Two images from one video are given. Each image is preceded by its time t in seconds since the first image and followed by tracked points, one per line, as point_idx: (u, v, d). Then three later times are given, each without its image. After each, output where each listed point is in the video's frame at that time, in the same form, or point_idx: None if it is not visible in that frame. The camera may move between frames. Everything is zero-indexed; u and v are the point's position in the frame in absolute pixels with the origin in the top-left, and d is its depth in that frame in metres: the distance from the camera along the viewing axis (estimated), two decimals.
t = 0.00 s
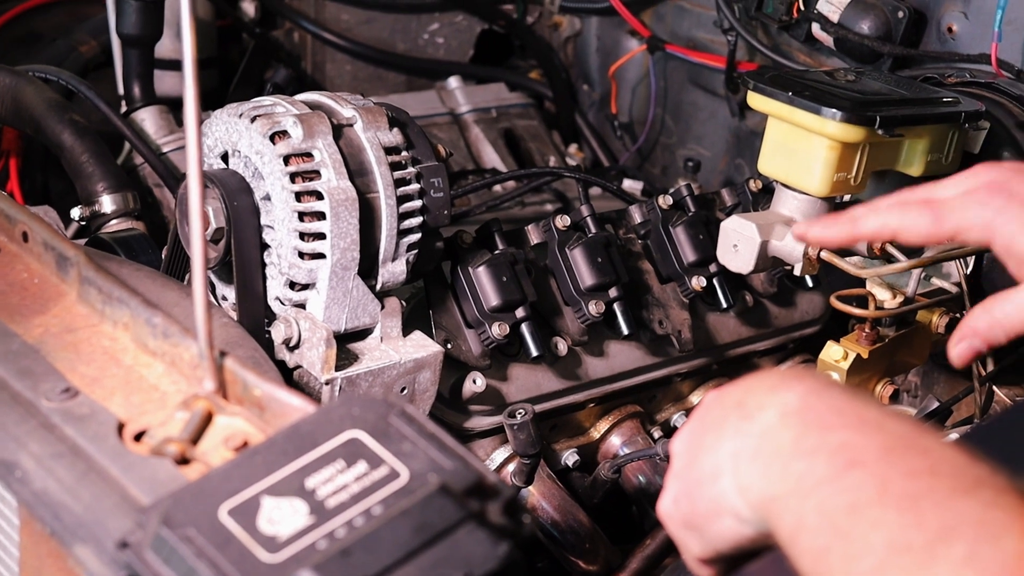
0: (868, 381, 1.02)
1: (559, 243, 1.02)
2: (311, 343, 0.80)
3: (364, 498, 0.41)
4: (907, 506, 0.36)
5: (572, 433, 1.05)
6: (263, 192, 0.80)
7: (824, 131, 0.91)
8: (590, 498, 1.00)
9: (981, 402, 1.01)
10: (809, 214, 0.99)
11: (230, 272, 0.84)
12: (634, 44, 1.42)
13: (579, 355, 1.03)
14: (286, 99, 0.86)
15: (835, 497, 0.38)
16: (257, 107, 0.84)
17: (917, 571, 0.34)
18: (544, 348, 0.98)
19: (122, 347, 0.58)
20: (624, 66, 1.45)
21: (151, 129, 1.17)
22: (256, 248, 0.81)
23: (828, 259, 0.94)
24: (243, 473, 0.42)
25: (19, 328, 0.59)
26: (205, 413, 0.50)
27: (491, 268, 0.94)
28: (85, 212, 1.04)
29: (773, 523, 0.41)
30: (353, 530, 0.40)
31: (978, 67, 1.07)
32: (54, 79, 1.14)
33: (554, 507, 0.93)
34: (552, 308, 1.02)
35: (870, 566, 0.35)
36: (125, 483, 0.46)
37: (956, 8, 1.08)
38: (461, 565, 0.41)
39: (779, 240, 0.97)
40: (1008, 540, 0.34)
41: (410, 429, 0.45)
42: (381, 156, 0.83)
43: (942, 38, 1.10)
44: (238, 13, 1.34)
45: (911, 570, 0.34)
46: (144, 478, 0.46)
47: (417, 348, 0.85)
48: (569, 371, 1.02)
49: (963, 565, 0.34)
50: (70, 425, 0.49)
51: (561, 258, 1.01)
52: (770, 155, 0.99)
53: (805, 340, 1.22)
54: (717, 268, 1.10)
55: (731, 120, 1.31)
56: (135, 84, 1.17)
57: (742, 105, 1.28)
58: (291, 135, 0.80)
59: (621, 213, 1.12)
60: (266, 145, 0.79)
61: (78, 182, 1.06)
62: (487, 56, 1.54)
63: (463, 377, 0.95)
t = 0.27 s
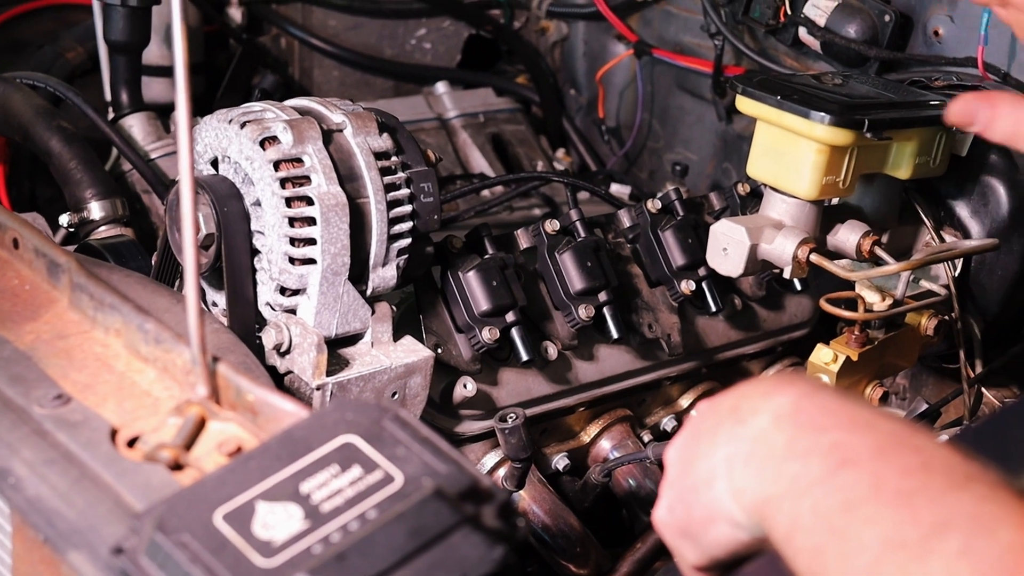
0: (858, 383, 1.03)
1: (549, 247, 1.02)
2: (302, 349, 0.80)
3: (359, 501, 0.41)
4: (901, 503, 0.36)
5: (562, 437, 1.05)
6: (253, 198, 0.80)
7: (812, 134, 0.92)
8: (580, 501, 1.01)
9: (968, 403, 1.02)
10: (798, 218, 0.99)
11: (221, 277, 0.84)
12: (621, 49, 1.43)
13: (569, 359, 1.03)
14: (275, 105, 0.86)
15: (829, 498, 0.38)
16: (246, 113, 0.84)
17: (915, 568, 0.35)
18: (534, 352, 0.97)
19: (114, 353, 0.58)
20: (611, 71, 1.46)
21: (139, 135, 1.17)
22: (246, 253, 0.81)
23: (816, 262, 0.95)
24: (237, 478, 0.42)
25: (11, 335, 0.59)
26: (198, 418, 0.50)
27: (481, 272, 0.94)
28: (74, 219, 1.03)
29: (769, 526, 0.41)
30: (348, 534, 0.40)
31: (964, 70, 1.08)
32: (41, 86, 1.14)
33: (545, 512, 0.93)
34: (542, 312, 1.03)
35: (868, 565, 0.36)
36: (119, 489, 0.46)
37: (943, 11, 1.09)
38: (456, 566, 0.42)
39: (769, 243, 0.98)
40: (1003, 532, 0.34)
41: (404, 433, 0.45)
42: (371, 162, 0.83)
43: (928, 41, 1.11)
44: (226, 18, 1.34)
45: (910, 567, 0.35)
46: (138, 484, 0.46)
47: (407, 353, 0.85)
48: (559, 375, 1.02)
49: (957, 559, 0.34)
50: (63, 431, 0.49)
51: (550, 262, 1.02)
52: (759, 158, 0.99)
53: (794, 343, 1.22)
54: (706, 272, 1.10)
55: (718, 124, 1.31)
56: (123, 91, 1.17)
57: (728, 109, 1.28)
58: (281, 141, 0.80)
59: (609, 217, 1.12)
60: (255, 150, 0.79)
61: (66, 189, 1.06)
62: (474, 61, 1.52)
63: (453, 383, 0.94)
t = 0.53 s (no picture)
0: (852, 385, 1.03)
1: (540, 251, 1.02)
2: (295, 354, 0.79)
3: (356, 506, 0.41)
4: (902, 510, 0.36)
5: (554, 441, 1.05)
6: (245, 203, 0.80)
7: (804, 137, 0.92)
8: (573, 504, 1.01)
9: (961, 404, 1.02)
10: (790, 220, 1.00)
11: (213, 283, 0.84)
12: (610, 53, 1.43)
13: (561, 363, 1.04)
14: (266, 110, 0.86)
15: (830, 502, 0.38)
16: (238, 118, 0.83)
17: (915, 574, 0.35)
18: (526, 356, 0.98)
19: (107, 359, 0.57)
20: (600, 75, 1.46)
21: (129, 141, 1.17)
22: (238, 259, 0.81)
23: (809, 265, 0.95)
24: (234, 483, 0.42)
25: (3, 342, 0.58)
26: (192, 424, 0.50)
27: (473, 277, 0.94)
28: (63, 225, 1.03)
29: (767, 527, 0.41)
30: (345, 540, 0.40)
31: (954, 72, 1.09)
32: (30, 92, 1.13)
33: (538, 516, 0.93)
34: (534, 316, 1.03)
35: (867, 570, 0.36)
36: (114, 495, 0.46)
37: (932, 14, 1.09)
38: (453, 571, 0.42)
39: (761, 246, 0.98)
40: (1004, 541, 0.34)
41: (400, 438, 0.45)
42: (362, 167, 0.83)
43: (917, 43, 1.12)
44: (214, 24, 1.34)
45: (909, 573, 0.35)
46: (133, 490, 0.46)
47: (399, 357, 0.85)
48: (551, 379, 1.02)
49: (958, 567, 0.34)
50: (58, 438, 0.49)
51: (542, 266, 1.02)
52: (751, 161, 0.99)
53: (784, 346, 1.23)
54: (697, 275, 1.10)
55: (707, 128, 1.32)
56: (111, 97, 1.17)
57: (718, 112, 1.29)
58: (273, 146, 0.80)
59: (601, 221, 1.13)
60: (247, 155, 0.79)
61: (55, 195, 1.06)
62: (463, 65, 1.54)
63: (446, 388, 0.95)
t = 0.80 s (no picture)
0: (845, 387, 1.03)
1: (532, 256, 1.02)
2: (288, 360, 0.80)
3: (353, 512, 0.41)
4: (919, 534, 0.36)
5: (547, 445, 1.05)
6: (238, 209, 0.80)
7: (796, 140, 0.92)
8: (565, 509, 1.01)
9: (952, 406, 1.03)
10: (782, 224, 1.00)
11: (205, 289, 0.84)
12: (599, 57, 1.44)
13: (554, 367, 1.03)
14: (258, 115, 0.86)
15: (847, 519, 0.38)
16: (230, 124, 0.83)
17: None
18: (520, 361, 0.97)
19: (100, 366, 0.57)
20: (590, 79, 1.46)
21: (120, 147, 1.16)
22: (231, 265, 0.81)
23: (802, 268, 0.95)
24: (229, 489, 0.42)
25: None
26: (187, 430, 0.50)
27: (466, 281, 0.94)
28: (54, 232, 1.03)
29: (775, 527, 0.41)
30: (342, 546, 0.40)
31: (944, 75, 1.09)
32: (20, 98, 1.13)
33: (532, 520, 0.93)
34: (526, 321, 1.03)
35: None
36: (109, 502, 0.45)
37: (922, 17, 1.10)
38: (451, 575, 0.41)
39: (753, 249, 0.98)
40: None
41: (396, 443, 0.45)
42: (355, 172, 0.83)
43: (907, 47, 1.12)
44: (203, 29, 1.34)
45: None
46: (128, 497, 0.46)
47: (392, 362, 0.85)
48: (544, 383, 1.02)
49: None
50: (52, 445, 0.49)
51: (534, 270, 1.02)
52: (743, 164, 1.00)
53: (776, 349, 1.23)
54: (689, 279, 1.11)
55: (697, 131, 1.32)
56: (102, 103, 1.16)
57: (708, 116, 1.28)
58: (265, 151, 0.80)
59: (592, 225, 1.13)
60: (239, 161, 0.79)
61: (46, 202, 1.05)
62: (452, 70, 1.54)
63: (439, 392, 0.95)
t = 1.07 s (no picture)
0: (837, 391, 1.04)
1: (524, 260, 1.02)
2: (280, 365, 0.79)
3: (349, 519, 0.41)
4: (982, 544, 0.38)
5: (540, 450, 1.04)
6: (230, 214, 0.80)
7: (788, 144, 0.93)
8: (559, 513, 1.00)
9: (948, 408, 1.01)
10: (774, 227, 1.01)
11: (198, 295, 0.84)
12: (588, 61, 1.43)
13: (546, 372, 1.04)
14: (250, 121, 0.86)
15: (923, 506, 0.39)
16: (221, 129, 0.83)
17: None
18: (513, 365, 0.97)
19: (93, 373, 0.57)
20: (580, 83, 1.46)
21: (109, 153, 1.16)
22: (222, 271, 0.80)
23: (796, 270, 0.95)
24: (225, 496, 0.42)
25: None
26: (181, 438, 0.50)
27: (458, 286, 0.94)
28: (44, 238, 1.02)
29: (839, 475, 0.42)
30: (338, 552, 0.40)
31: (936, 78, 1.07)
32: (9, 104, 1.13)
33: (525, 525, 0.93)
34: (519, 326, 1.04)
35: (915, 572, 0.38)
36: (104, 509, 0.45)
37: (912, 19, 1.08)
38: None
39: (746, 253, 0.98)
40: None
41: (392, 449, 0.44)
42: (347, 177, 0.83)
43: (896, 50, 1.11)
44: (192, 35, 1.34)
45: None
46: (123, 504, 0.46)
47: (385, 367, 0.84)
48: (537, 388, 1.02)
49: None
50: (45, 452, 0.49)
51: (526, 274, 1.02)
52: (735, 167, 1.00)
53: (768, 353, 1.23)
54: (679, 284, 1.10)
55: (687, 135, 1.33)
56: (92, 108, 1.16)
57: (698, 120, 1.29)
58: (257, 157, 0.79)
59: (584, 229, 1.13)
60: (231, 166, 0.78)
61: (36, 208, 1.05)
62: (442, 75, 1.54)
63: (431, 398, 0.95)
